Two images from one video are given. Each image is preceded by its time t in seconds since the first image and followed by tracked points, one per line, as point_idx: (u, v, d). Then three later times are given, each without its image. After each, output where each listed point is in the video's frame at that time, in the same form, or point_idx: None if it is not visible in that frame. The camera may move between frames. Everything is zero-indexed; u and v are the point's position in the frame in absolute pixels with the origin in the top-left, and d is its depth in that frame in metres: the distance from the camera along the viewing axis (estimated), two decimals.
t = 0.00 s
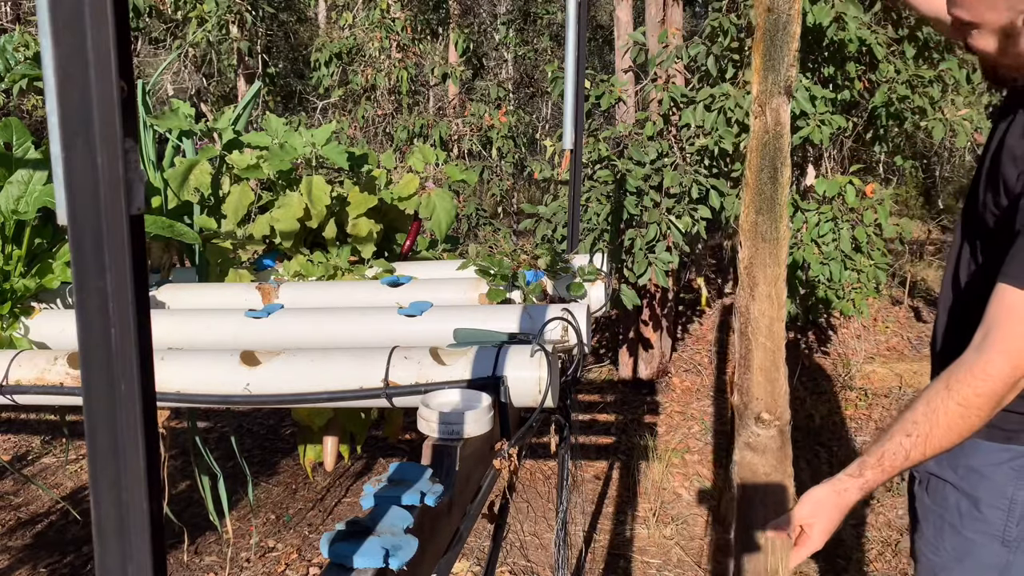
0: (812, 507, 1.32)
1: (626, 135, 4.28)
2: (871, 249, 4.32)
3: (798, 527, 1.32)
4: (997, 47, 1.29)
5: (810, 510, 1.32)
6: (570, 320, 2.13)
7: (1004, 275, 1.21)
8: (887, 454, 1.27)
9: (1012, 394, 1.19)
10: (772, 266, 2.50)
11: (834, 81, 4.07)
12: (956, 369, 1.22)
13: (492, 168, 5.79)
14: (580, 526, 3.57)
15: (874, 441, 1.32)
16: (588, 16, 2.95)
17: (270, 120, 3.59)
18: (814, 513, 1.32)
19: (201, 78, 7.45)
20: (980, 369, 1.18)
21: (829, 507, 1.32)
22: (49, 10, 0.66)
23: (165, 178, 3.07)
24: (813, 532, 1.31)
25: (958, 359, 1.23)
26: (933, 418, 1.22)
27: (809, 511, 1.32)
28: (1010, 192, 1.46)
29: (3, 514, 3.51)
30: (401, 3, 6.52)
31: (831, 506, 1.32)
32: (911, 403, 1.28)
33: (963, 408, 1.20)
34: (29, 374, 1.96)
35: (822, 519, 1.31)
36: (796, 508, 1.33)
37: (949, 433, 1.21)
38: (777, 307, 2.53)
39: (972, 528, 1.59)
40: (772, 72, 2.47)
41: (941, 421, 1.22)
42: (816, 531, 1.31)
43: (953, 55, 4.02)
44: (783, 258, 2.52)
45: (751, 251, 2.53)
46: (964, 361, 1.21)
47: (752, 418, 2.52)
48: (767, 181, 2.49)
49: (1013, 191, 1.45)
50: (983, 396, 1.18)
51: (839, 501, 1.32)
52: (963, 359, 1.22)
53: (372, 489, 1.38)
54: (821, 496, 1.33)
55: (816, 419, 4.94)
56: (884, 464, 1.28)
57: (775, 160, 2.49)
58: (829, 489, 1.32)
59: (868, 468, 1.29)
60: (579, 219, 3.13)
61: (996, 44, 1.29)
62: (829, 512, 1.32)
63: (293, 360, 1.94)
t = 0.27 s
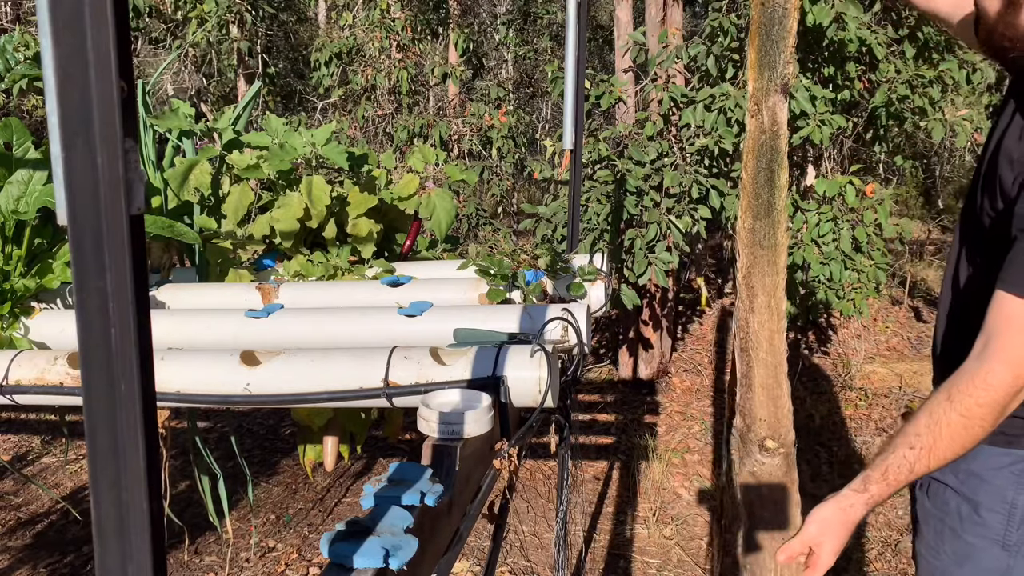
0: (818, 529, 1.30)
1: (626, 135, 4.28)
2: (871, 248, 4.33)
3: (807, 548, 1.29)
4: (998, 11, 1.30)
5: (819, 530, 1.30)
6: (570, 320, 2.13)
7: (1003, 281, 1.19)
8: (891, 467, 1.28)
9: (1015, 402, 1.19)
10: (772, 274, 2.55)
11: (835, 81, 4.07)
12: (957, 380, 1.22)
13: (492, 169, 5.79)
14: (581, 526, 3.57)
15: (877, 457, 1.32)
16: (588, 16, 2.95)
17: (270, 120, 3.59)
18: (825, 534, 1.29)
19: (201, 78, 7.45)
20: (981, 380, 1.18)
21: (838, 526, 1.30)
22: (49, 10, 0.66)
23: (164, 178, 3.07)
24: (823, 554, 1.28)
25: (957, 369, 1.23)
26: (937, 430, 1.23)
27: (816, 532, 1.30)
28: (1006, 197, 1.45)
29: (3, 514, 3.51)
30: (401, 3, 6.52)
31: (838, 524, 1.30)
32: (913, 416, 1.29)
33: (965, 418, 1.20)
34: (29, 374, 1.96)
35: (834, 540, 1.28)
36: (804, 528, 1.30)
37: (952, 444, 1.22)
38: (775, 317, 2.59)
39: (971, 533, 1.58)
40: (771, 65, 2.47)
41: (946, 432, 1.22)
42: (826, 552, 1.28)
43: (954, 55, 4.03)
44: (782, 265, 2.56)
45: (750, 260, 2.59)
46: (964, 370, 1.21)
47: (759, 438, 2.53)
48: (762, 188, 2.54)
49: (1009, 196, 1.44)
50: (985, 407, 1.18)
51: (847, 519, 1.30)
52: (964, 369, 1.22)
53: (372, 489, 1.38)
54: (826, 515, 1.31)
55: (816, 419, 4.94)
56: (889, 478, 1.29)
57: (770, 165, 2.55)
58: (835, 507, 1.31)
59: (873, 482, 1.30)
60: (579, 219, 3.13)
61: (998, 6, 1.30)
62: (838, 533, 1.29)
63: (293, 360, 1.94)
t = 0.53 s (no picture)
0: (821, 542, 1.32)
1: (626, 135, 4.28)
2: (871, 249, 4.33)
3: (810, 560, 1.31)
4: (1004, 10, 1.29)
5: (822, 542, 1.32)
6: (570, 320, 2.13)
7: (1004, 292, 1.20)
8: (896, 482, 1.29)
9: (1018, 414, 1.19)
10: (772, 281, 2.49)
11: (835, 81, 4.07)
12: (959, 393, 1.22)
13: (492, 169, 5.79)
14: (580, 526, 3.56)
15: (881, 470, 1.33)
16: (589, 16, 2.95)
17: (270, 120, 3.59)
18: (827, 547, 1.31)
19: (201, 78, 7.45)
20: (984, 392, 1.18)
21: (841, 539, 1.32)
22: (49, 10, 0.66)
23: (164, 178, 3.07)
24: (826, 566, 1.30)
25: (959, 381, 1.23)
26: (940, 443, 1.23)
27: (820, 545, 1.32)
28: (1007, 202, 1.44)
29: (3, 514, 3.51)
30: (401, 3, 6.51)
31: (842, 537, 1.32)
32: (916, 429, 1.29)
33: (968, 432, 1.20)
34: (29, 374, 1.96)
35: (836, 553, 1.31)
36: (807, 540, 1.32)
37: (956, 457, 1.22)
38: (776, 325, 2.53)
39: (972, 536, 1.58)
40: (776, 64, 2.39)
41: (948, 446, 1.22)
42: (828, 564, 1.30)
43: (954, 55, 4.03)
44: (784, 273, 2.51)
45: (751, 266, 2.52)
46: (966, 382, 1.21)
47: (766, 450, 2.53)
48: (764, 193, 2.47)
49: (1009, 202, 1.43)
50: (989, 419, 1.18)
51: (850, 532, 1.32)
52: (966, 380, 1.22)
53: (372, 489, 1.38)
54: (829, 528, 1.33)
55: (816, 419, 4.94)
56: (894, 492, 1.29)
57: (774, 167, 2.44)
58: (837, 520, 1.33)
59: (877, 497, 1.30)
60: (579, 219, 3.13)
61: (1004, 6, 1.29)
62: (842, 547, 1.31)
63: (293, 360, 1.94)
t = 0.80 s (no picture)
0: (812, 534, 1.31)
1: (626, 135, 4.28)
2: (871, 249, 4.33)
3: (800, 552, 1.30)
4: (1001, 10, 1.29)
5: (814, 535, 1.31)
6: (570, 320, 2.13)
7: (999, 291, 1.19)
8: (890, 479, 1.28)
9: (1011, 414, 1.20)
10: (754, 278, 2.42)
11: (835, 81, 4.06)
12: (954, 391, 1.22)
13: (492, 169, 5.79)
14: (580, 526, 3.56)
15: (872, 466, 1.32)
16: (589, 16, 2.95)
17: (270, 120, 3.59)
18: (819, 540, 1.30)
19: (201, 78, 7.44)
20: (980, 392, 1.18)
21: (832, 532, 1.31)
22: (50, 10, 0.66)
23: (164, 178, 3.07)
24: (816, 559, 1.29)
25: (954, 380, 1.23)
26: (935, 443, 1.23)
27: (811, 538, 1.31)
28: (1003, 201, 1.44)
29: (3, 514, 3.51)
30: (401, 3, 6.51)
31: (834, 531, 1.31)
32: (908, 425, 1.29)
33: (963, 432, 1.21)
34: (29, 374, 1.96)
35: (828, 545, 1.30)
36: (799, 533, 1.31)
37: (950, 455, 1.22)
38: (759, 324, 2.48)
39: (977, 540, 1.58)
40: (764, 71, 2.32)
41: (944, 444, 1.22)
42: (818, 557, 1.29)
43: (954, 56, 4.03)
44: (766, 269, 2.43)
45: (734, 266, 2.45)
46: (961, 381, 1.21)
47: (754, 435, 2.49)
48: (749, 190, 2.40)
49: (1005, 200, 1.43)
50: (983, 419, 1.19)
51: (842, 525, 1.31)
52: (960, 379, 1.22)
53: (372, 489, 1.38)
54: (821, 521, 1.32)
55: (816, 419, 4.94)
56: (887, 489, 1.28)
57: (761, 170, 2.37)
58: (830, 512, 1.32)
59: (870, 494, 1.29)
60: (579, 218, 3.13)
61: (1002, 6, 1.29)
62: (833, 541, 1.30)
63: (293, 360, 1.94)
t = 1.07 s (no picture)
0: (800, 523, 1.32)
1: (626, 134, 4.28)
2: (871, 249, 4.33)
3: (788, 540, 1.31)
4: (991, 8, 1.29)
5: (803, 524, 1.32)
6: (570, 320, 2.13)
7: (993, 288, 1.19)
8: (879, 472, 1.29)
9: (1003, 410, 1.20)
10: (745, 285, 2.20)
11: (835, 81, 4.06)
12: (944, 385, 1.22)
13: (492, 169, 5.79)
14: (580, 526, 3.56)
15: (863, 459, 1.33)
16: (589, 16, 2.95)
17: (270, 120, 3.59)
18: (807, 528, 1.32)
19: (201, 78, 7.44)
20: (970, 387, 1.18)
21: (821, 522, 1.32)
22: (49, 10, 0.66)
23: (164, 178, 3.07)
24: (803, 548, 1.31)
25: (944, 375, 1.24)
26: (924, 436, 1.23)
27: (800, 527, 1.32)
28: (996, 197, 1.43)
29: (3, 514, 3.51)
30: (401, 3, 6.51)
31: (823, 522, 1.32)
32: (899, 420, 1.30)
33: (952, 427, 1.21)
34: (29, 374, 1.96)
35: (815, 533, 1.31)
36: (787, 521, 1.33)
37: (939, 449, 1.23)
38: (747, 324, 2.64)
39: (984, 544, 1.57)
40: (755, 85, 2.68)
41: (932, 438, 1.23)
42: (806, 546, 1.30)
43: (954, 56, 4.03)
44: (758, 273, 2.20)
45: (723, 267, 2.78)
46: (951, 376, 1.22)
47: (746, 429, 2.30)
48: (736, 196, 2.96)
49: (998, 196, 1.42)
50: (974, 415, 1.19)
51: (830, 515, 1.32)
52: (951, 374, 1.22)
53: (372, 489, 1.38)
54: (810, 511, 1.34)
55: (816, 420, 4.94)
56: (875, 482, 1.30)
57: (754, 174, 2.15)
58: (820, 502, 1.33)
59: (860, 486, 1.31)
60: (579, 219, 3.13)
61: (991, 3, 1.30)
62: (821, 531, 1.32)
63: (292, 360, 1.94)
